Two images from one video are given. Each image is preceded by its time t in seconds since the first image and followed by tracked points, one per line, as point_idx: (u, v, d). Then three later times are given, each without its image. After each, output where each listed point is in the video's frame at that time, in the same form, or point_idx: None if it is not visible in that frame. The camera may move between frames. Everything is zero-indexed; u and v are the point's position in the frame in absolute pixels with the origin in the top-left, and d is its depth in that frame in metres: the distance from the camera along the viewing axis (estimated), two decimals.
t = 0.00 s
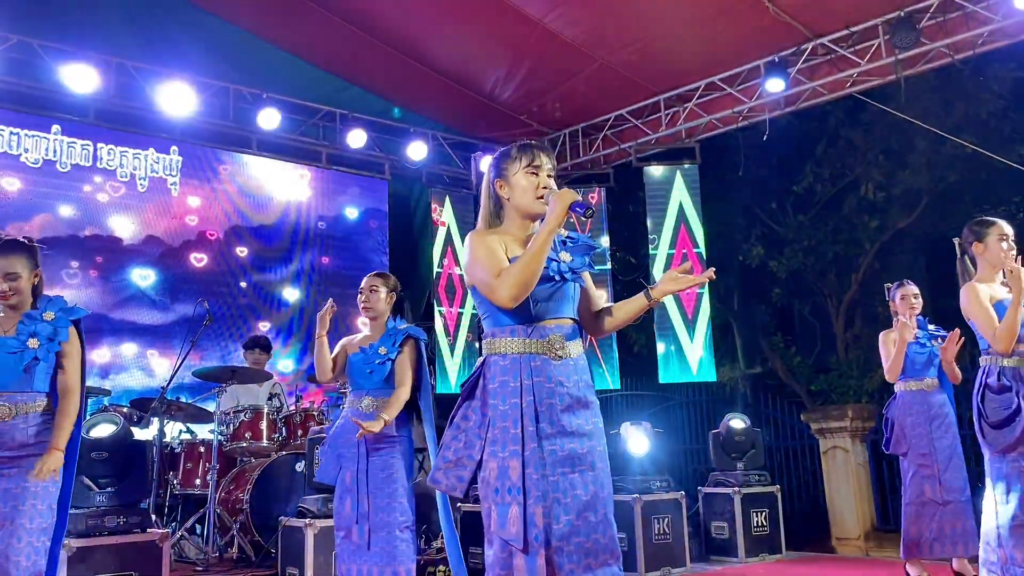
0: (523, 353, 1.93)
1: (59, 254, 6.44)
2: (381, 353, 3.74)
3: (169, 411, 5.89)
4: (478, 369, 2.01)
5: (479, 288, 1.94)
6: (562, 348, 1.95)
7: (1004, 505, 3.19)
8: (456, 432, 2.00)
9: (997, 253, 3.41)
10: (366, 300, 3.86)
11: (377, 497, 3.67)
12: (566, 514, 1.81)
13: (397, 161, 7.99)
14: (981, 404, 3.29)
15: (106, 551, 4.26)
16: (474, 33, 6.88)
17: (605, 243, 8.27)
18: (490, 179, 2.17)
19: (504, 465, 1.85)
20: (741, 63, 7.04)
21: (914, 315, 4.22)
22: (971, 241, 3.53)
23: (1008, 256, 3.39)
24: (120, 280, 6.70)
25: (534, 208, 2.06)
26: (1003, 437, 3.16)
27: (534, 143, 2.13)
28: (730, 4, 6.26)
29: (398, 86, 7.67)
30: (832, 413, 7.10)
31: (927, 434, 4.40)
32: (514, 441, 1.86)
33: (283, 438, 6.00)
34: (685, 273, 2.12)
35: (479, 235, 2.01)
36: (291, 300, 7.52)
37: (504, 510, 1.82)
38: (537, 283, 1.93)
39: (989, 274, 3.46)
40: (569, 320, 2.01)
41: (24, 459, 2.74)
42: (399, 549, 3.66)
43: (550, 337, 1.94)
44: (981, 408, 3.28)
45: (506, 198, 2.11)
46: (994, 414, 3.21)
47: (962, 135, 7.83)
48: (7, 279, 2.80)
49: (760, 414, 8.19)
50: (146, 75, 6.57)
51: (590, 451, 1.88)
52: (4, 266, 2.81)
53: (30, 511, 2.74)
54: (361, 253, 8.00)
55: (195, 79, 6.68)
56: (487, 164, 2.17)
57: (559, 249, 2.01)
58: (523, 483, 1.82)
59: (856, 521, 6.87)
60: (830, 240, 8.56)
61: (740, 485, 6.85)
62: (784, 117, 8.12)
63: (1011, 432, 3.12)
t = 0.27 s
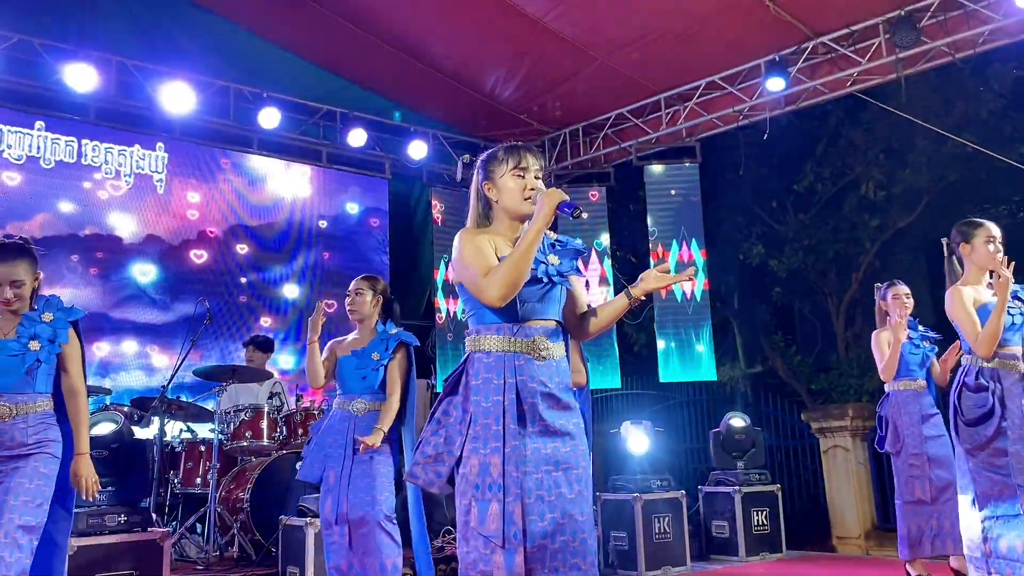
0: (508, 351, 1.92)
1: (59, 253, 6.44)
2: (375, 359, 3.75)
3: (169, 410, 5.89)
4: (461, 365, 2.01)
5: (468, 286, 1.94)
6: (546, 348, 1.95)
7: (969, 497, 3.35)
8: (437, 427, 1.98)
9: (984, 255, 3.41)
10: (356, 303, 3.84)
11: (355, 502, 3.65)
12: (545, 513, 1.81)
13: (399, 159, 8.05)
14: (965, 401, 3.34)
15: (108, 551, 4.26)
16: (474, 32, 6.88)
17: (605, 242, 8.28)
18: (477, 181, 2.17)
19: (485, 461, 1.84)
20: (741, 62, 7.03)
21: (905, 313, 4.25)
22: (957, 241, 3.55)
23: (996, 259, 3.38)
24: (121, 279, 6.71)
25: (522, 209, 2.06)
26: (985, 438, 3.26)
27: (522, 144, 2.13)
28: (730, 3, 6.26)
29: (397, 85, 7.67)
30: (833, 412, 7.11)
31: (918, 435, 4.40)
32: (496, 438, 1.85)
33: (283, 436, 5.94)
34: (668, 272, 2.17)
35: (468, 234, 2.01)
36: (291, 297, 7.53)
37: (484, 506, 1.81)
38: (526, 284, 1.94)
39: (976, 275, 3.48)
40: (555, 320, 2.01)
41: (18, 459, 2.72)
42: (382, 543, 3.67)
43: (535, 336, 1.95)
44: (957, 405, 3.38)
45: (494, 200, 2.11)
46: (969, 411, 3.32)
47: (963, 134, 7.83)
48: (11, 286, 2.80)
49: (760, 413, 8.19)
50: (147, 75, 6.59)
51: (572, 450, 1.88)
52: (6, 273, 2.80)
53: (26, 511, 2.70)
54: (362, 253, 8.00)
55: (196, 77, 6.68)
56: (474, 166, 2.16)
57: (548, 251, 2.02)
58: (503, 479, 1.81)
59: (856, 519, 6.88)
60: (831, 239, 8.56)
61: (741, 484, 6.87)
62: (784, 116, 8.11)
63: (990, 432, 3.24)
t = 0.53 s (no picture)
0: (502, 353, 1.92)
1: (60, 252, 6.44)
2: (374, 357, 3.75)
3: (171, 409, 5.89)
4: (454, 364, 2.00)
5: (464, 287, 1.93)
6: (540, 350, 1.95)
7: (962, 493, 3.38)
8: (428, 426, 1.97)
9: (983, 254, 3.40)
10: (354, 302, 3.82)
11: (355, 499, 3.66)
12: (533, 514, 1.81)
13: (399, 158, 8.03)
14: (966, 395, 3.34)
15: (109, 550, 4.26)
16: (475, 31, 6.87)
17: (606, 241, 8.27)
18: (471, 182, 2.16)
19: (475, 462, 1.85)
20: (743, 61, 7.03)
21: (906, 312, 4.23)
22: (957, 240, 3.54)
23: (995, 258, 3.39)
24: (122, 278, 6.71)
25: (516, 209, 2.06)
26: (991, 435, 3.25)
27: (516, 145, 2.12)
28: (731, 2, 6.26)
29: (398, 85, 7.66)
30: (834, 411, 7.11)
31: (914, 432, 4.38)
32: (486, 439, 1.85)
33: (284, 436, 6.02)
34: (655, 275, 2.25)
35: (463, 236, 2.01)
36: (292, 295, 7.53)
37: (472, 507, 1.82)
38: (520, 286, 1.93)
39: (974, 275, 3.47)
40: (549, 322, 2.01)
41: (11, 461, 2.69)
42: (378, 535, 3.63)
43: (530, 336, 1.94)
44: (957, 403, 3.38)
45: (488, 201, 2.11)
46: (968, 410, 3.32)
47: (964, 133, 7.82)
48: (18, 275, 2.84)
49: (761, 412, 8.19)
50: (148, 75, 6.62)
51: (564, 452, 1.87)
52: (9, 262, 2.82)
53: (22, 514, 2.68)
54: (363, 252, 7.99)
55: (197, 77, 6.70)
56: (468, 166, 2.15)
57: (543, 253, 2.02)
58: (493, 481, 1.82)
59: (858, 518, 6.88)
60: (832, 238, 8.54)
61: (743, 483, 6.87)
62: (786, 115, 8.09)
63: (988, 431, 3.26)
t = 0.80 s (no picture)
0: (510, 349, 1.93)
1: (62, 250, 6.45)
2: (379, 353, 3.76)
3: (173, 408, 5.90)
4: (461, 364, 2.01)
5: (467, 282, 1.93)
6: (549, 347, 1.94)
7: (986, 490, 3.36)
8: (439, 427, 1.97)
9: (997, 252, 3.44)
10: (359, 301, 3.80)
11: (370, 506, 3.67)
12: (545, 513, 1.81)
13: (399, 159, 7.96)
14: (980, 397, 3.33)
15: (110, 549, 4.27)
16: (477, 30, 6.88)
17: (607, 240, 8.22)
18: (477, 176, 2.17)
19: (485, 462, 1.86)
20: (744, 60, 7.03)
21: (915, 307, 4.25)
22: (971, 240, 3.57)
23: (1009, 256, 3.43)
24: (125, 277, 6.73)
25: (520, 203, 2.06)
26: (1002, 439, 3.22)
27: (523, 139, 2.12)
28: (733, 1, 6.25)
29: (400, 84, 7.67)
30: (835, 410, 7.11)
31: (926, 431, 4.37)
32: (496, 439, 1.86)
33: (287, 434, 6.13)
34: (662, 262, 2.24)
35: (466, 231, 2.01)
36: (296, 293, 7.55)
37: (484, 508, 1.83)
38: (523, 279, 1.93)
39: (989, 275, 3.48)
40: (555, 317, 2.00)
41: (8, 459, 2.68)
42: (388, 547, 3.66)
43: (536, 331, 1.94)
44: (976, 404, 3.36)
45: (493, 195, 2.11)
46: (992, 413, 3.26)
47: (966, 132, 7.81)
48: (22, 258, 2.84)
49: (763, 412, 8.19)
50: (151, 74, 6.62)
51: (576, 449, 1.86)
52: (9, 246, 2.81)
53: (21, 514, 2.67)
54: (366, 251, 7.98)
55: (199, 77, 6.71)
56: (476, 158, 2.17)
57: (548, 246, 2.02)
58: (502, 480, 1.83)
59: (859, 518, 6.87)
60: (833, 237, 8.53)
61: (745, 482, 6.87)
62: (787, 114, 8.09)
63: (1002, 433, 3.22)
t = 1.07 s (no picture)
0: (531, 349, 1.92)
1: (65, 249, 6.47)
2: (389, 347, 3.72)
3: (176, 407, 5.91)
4: (483, 368, 2.02)
5: (482, 281, 1.93)
6: (571, 342, 1.94)
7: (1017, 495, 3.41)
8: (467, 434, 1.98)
9: (1018, 247, 3.45)
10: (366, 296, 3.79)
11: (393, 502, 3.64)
12: (582, 511, 1.79)
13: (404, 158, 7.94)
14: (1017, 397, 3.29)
15: (113, 547, 4.29)
16: (479, 30, 6.88)
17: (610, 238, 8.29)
18: (489, 174, 2.18)
19: (517, 465, 1.84)
20: (746, 59, 7.03)
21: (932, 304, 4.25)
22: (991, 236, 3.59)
23: None
24: (127, 277, 6.73)
25: (531, 199, 2.06)
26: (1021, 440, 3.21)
27: (534, 135, 2.13)
28: None
29: (402, 84, 7.67)
30: (837, 410, 7.11)
31: (946, 431, 4.38)
32: (526, 440, 1.85)
33: (289, 433, 6.07)
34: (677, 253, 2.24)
35: (479, 230, 2.01)
36: (297, 291, 7.56)
37: (519, 511, 1.81)
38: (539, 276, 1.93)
39: (1010, 268, 3.49)
40: (574, 315, 2.00)
41: (10, 456, 2.66)
42: (412, 547, 3.65)
43: (555, 328, 1.93)
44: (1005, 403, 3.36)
45: (503, 191, 2.12)
46: None
47: (969, 131, 7.80)
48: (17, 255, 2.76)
49: (765, 411, 8.19)
50: (153, 74, 6.62)
51: (605, 446, 1.84)
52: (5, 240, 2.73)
53: (32, 512, 2.70)
54: (368, 251, 7.99)
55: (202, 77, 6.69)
56: (487, 154, 2.17)
57: (561, 240, 2.00)
58: (536, 482, 1.81)
59: (861, 518, 6.87)
60: (836, 236, 8.53)
61: (747, 481, 6.88)
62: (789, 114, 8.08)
63: None
